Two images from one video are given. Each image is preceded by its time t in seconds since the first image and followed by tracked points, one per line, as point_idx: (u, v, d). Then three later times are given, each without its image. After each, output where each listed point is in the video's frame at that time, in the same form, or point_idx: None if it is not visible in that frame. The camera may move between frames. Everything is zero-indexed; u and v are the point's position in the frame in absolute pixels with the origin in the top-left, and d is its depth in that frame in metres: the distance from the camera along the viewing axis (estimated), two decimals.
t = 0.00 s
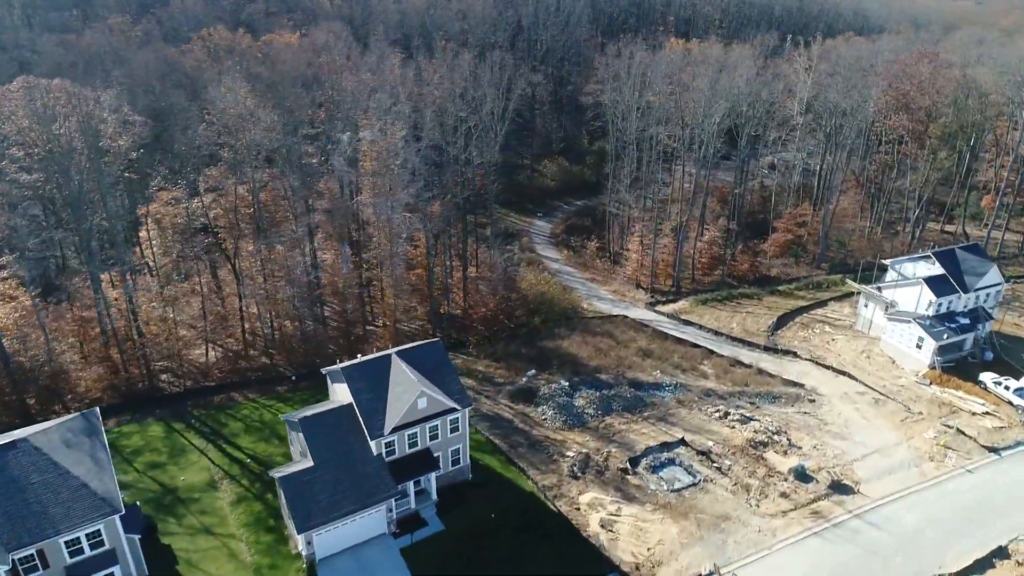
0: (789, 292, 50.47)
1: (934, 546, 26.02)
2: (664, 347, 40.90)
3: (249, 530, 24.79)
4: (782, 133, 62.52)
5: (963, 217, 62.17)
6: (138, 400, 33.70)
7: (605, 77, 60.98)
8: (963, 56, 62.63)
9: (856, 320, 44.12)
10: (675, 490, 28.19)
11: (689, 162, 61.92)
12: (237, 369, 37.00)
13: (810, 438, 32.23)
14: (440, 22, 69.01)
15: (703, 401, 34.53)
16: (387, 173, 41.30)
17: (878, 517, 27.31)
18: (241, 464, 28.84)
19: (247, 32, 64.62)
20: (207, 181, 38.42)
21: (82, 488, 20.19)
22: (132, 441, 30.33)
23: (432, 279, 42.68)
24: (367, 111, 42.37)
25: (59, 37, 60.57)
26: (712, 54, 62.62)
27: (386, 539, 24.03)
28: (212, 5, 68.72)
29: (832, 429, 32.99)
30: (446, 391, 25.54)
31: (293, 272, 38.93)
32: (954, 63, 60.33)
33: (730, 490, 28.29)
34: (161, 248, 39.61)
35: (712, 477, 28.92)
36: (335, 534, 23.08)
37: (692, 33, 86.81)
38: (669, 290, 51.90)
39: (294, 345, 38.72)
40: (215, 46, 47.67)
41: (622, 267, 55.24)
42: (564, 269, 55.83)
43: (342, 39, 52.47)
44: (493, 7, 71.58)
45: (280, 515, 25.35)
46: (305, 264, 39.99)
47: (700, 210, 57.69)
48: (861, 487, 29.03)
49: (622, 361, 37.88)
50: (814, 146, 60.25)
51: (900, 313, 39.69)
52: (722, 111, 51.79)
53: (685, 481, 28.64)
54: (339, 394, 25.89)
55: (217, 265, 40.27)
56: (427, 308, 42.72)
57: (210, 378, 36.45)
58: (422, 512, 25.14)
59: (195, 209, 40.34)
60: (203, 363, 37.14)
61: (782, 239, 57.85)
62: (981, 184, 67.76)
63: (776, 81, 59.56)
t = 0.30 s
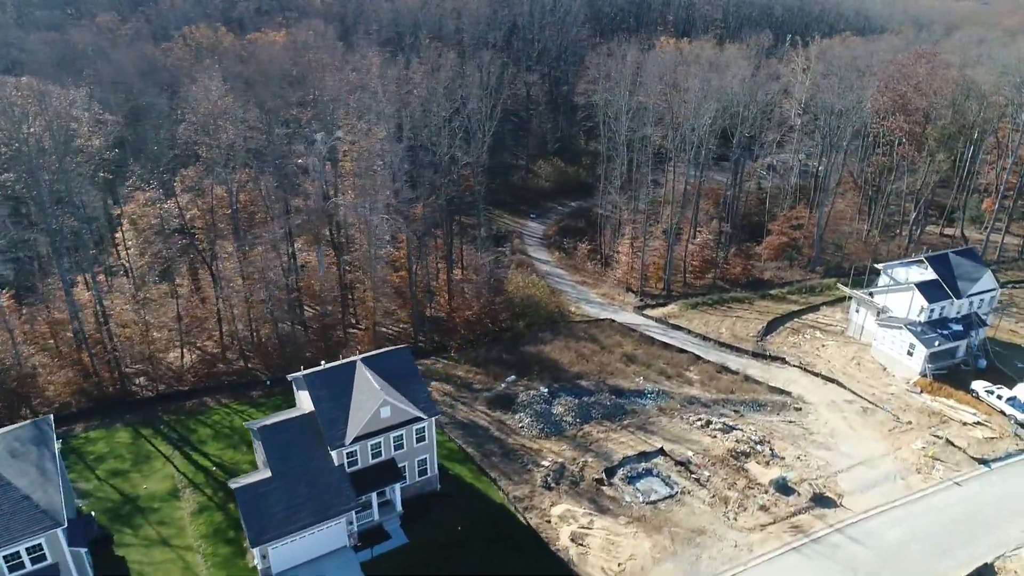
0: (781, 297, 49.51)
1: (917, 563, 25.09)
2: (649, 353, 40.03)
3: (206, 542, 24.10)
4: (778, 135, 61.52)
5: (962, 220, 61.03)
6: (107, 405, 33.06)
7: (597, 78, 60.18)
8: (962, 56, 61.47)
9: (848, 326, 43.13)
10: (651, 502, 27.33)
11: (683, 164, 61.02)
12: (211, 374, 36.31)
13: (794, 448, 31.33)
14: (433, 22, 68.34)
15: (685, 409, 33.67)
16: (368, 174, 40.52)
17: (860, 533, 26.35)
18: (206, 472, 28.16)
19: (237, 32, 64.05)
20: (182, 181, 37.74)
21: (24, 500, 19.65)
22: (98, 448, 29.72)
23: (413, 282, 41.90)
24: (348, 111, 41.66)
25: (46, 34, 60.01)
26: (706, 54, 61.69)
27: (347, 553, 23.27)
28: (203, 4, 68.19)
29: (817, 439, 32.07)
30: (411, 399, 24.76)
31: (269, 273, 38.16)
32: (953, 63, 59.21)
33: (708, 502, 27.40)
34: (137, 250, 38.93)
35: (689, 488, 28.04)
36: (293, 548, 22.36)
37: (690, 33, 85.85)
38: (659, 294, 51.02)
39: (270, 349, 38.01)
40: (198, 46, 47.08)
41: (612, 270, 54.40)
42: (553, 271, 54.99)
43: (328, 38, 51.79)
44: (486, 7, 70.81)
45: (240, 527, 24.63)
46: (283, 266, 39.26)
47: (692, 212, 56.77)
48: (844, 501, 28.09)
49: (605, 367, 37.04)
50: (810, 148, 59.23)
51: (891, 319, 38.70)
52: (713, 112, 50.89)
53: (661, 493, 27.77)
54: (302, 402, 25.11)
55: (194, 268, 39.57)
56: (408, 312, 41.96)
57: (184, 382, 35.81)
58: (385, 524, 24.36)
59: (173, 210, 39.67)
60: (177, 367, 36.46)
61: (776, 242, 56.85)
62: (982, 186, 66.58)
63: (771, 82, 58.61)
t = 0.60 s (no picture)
0: (770, 300, 48.62)
1: None
2: (631, 358, 39.17)
3: (158, 554, 23.39)
4: (770, 136, 60.56)
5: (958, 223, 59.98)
6: (72, 409, 32.42)
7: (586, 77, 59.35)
8: (959, 56, 60.39)
9: (835, 331, 42.24)
10: (621, 513, 26.52)
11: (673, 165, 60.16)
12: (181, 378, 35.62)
13: (773, 457, 30.48)
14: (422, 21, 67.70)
15: (663, 417, 32.83)
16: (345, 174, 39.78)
17: (836, 547, 25.48)
18: (165, 480, 27.44)
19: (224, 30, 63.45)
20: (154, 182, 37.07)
21: None
22: (57, 454, 29.06)
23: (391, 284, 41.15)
24: (325, 111, 40.94)
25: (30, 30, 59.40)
26: (697, 54, 60.79)
27: (300, 566, 22.52)
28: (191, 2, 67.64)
29: (797, 449, 31.21)
30: (370, 408, 24.00)
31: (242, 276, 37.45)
32: (948, 63, 58.19)
33: (680, 514, 26.56)
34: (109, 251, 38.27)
35: (661, 500, 27.23)
36: (242, 561, 21.64)
37: (686, 32, 84.92)
38: (645, 297, 50.19)
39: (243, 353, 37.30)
40: (178, 45, 46.51)
41: (600, 273, 53.58)
42: (541, 273, 54.18)
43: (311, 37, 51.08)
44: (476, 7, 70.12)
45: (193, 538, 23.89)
46: (256, 268, 38.53)
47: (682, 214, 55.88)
48: (821, 513, 27.23)
49: (583, 373, 36.21)
50: (802, 149, 58.27)
51: (878, 325, 37.80)
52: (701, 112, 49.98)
53: (632, 504, 26.95)
54: (259, 409, 24.35)
55: (167, 269, 38.91)
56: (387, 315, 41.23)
57: (153, 387, 35.14)
58: (342, 536, 23.59)
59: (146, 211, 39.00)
60: (146, 370, 35.80)
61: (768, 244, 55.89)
62: (979, 189, 65.50)
63: (762, 81, 57.65)
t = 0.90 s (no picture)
0: (757, 304, 47.82)
1: None
2: (612, 362, 38.39)
3: (108, 566, 22.75)
4: (761, 136, 59.73)
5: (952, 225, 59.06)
6: (36, 414, 31.81)
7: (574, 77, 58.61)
8: (952, 56, 59.51)
9: (821, 336, 41.44)
10: (589, 524, 25.80)
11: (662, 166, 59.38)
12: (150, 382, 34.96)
13: (750, 466, 29.72)
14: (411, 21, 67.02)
15: (640, 424, 32.10)
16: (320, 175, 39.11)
17: (810, 560, 24.72)
18: (124, 488, 26.78)
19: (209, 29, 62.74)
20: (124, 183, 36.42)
21: None
22: (17, 461, 28.43)
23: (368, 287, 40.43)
24: (302, 111, 40.26)
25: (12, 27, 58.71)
26: (687, 53, 60.01)
27: None
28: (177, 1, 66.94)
29: (776, 457, 30.45)
30: (327, 417, 23.33)
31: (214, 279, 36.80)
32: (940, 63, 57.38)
33: (651, 525, 25.83)
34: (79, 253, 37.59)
35: (632, 510, 26.52)
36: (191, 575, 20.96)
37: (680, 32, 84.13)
38: (631, 300, 49.43)
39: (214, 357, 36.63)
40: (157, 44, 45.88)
41: (586, 275, 52.84)
42: (527, 275, 53.42)
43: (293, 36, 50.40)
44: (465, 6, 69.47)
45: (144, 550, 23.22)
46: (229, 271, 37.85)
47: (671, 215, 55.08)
48: (796, 525, 26.47)
49: (561, 378, 35.47)
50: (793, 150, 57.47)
51: (863, 330, 37.03)
52: (688, 112, 49.22)
53: (602, 514, 26.24)
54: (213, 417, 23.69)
55: (139, 271, 38.23)
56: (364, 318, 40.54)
57: (122, 391, 34.47)
58: (298, 548, 22.91)
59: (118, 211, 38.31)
60: (115, 374, 35.17)
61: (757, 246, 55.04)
62: (975, 190, 64.55)
63: (752, 81, 56.87)
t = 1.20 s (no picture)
0: (742, 308, 47.05)
1: None
2: (590, 368, 37.65)
3: None
4: (749, 137, 58.97)
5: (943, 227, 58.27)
6: None
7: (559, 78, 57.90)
8: (942, 57, 58.78)
9: (805, 341, 40.69)
10: (555, 537, 25.10)
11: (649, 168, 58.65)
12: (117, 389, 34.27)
13: (725, 476, 29.01)
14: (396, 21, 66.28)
15: (614, 433, 31.40)
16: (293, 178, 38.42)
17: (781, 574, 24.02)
18: (80, 500, 26.13)
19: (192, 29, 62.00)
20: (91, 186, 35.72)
21: None
22: None
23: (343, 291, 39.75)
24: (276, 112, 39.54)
25: None
26: (674, 54, 59.26)
27: None
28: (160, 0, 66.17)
29: (752, 467, 29.74)
30: (280, 429, 22.69)
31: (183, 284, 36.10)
32: (930, 63, 56.61)
33: (619, 539, 25.12)
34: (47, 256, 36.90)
35: (600, 522, 25.82)
36: None
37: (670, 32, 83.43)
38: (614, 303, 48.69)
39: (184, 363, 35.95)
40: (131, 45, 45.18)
41: (570, 278, 52.11)
42: (511, 278, 52.67)
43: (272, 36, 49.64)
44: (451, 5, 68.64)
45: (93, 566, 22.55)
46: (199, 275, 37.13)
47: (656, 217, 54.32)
48: (769, 538, 25.75)
49: (536, 385, 34.76)
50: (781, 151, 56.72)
51: (845, 335, 36.30)
52: (672, 113, 48.48)
53: (569, 527, 25.54)
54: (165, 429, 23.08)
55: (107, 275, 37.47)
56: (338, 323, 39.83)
57: (88, 398, 33.81)
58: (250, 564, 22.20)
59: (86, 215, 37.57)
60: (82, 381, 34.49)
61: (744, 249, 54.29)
62: (967, 192, 63.77)
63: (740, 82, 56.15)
